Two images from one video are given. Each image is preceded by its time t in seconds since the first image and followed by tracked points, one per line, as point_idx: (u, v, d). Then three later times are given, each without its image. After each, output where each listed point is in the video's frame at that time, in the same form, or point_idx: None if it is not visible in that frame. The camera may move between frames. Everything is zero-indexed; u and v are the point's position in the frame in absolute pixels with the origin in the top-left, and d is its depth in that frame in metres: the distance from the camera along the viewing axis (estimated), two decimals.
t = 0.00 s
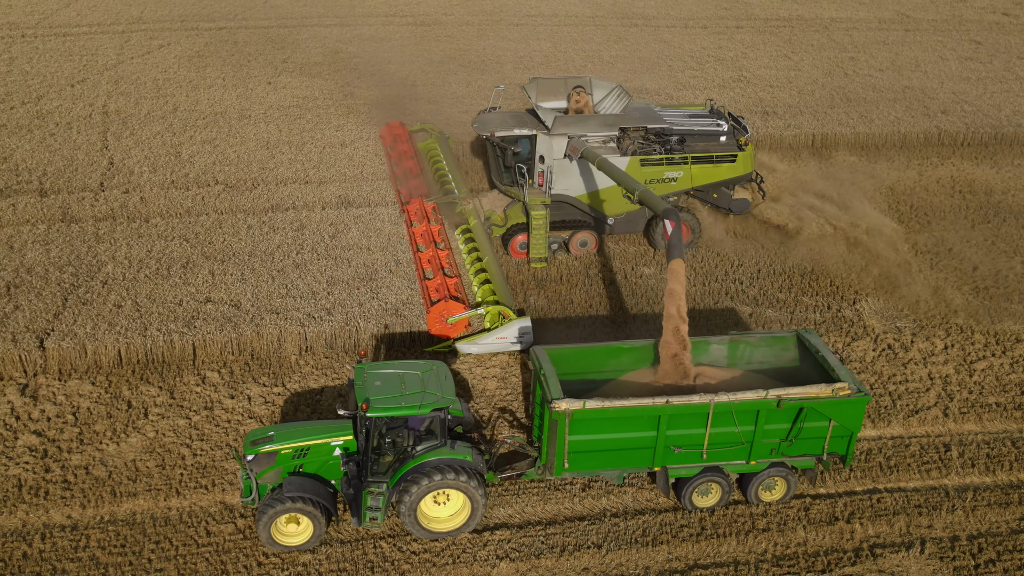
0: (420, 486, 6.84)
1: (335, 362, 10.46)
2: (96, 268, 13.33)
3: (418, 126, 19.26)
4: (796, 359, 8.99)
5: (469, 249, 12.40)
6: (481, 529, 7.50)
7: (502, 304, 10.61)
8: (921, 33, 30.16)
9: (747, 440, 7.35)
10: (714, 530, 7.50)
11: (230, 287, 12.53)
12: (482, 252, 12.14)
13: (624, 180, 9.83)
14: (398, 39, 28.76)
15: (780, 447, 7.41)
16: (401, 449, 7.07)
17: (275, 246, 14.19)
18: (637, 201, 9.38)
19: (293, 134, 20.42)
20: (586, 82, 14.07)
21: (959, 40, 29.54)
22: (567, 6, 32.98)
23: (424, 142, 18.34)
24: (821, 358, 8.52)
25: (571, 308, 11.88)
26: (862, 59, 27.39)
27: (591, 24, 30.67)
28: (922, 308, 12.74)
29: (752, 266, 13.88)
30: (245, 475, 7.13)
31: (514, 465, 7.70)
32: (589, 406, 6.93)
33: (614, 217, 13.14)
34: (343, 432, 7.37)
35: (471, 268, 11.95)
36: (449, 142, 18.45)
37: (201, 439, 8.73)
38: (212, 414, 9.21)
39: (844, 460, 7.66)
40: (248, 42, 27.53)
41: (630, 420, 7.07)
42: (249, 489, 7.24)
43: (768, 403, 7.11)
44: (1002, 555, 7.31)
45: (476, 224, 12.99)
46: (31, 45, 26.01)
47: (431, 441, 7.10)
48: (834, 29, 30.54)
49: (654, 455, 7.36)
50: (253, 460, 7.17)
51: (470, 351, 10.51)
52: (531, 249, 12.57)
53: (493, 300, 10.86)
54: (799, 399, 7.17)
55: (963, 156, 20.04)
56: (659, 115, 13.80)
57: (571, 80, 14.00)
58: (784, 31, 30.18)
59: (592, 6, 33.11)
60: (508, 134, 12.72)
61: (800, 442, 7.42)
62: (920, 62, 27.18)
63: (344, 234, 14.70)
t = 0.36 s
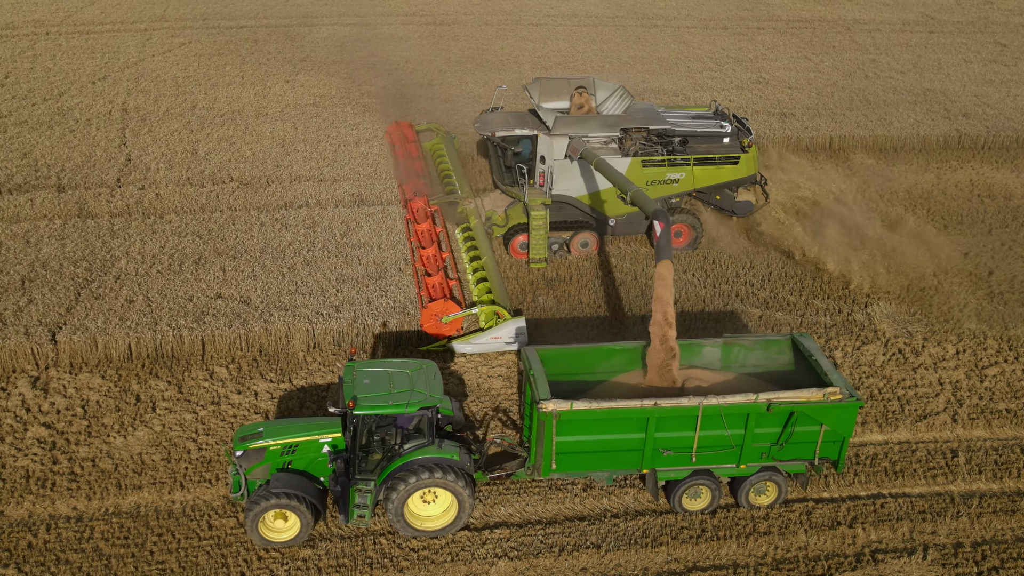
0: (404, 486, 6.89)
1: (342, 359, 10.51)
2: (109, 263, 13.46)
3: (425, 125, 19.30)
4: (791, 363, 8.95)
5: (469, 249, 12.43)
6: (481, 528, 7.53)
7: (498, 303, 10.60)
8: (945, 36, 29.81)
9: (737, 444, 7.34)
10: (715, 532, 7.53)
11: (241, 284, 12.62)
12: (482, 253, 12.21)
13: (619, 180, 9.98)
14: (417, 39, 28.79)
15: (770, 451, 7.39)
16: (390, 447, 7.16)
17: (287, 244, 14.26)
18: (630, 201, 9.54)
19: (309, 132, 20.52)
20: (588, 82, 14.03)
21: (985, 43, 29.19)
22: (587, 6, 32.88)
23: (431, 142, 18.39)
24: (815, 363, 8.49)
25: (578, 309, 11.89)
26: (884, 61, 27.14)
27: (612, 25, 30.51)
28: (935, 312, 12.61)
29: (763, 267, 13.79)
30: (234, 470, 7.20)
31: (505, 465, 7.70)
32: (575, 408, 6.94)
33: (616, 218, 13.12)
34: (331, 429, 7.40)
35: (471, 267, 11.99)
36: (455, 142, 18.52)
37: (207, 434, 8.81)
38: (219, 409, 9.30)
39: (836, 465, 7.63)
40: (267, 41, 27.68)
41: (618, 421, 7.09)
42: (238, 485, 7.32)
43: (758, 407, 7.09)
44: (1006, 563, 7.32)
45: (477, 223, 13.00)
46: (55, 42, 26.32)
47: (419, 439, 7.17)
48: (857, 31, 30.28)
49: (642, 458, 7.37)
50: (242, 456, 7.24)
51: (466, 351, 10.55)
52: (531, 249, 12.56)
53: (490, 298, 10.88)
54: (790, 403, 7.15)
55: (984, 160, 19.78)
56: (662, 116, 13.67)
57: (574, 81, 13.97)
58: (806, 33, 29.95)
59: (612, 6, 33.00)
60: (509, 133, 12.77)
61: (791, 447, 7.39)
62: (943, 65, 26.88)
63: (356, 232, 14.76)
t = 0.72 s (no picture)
0: (391, 484, 6.94)
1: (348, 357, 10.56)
2: (122, 258, 13.59)
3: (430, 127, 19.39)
4: (785, 366, 8.91)
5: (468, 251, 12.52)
6: (480, 527, 7.58)
7: (493, 305, 10.66)
8: (970, 38, 29.45)
9: (726, 447, 7.32)
10: (714, 535, 7.56)
11: (252, 280, 12.70)
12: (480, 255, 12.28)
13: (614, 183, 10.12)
14: (435, 38, 28.82)
15: (759, 455, 7.37)
16: (378, 445, 7.19)
17: (298, 241, 14.33)
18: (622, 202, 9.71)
19: (324, 131, 20.62)
20: (590, 83, 13.93)
21: (1010, 46, 28.80)
22: (606, 6, 32.77)
23: (437, 141, 18.45)
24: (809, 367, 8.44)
25: (585, 309, 11.89)
26: (906, 63, 26.86)
27: (631, 26, 30.40)
28: (947, 316, 12.49)
29: (774, 269, 13.71)
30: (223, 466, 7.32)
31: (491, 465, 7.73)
32: (561, 408, 6.95)
33: (617, 219, 13.10)
34: (319, 426, 7.47)
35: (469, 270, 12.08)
36: (460, 140, 18.55)
37: (213, 428, 8.89)
38: (225, 405, 9.38)
39: (828, 470, 7.59)
40: (287, 40, 27.81)
41: (605, 423, 7.09)
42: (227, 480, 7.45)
43: (746, 411, 7.06)
44: (1009, 570, 7.31)
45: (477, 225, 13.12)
46: (78, 40, 26.59)
47: (406, 437, 7.20)
48: (880, 33, 29.99)
49: (631, 460, 7.38)
50: (231, 451, 7.36)
51: (460, 351, 10.60)
52: (531, 250, 12.46)
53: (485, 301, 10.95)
54: (779, 407, 7.12)
55: (1004, 163, 19.53)
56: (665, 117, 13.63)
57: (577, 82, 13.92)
58: (827, 34, 29.71)
59: (631, 6, 32.87)
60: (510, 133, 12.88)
61: (781, 451, 7.36)
62: (966, 67, 26.56)
63: (366, 230, 14.82)
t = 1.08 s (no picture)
0: (377, 482, 6.97)
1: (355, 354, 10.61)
2: (135, 254, 13.71)
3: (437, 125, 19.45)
4: (779, 369, 8.86)
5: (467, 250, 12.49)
6: (480, 525, 7.60)
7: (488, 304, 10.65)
8: (995, 40, 29.07)
9: (715, 450, 7.31)
10: (714, 537, 7.54)
11: (262, 277, 12.77)
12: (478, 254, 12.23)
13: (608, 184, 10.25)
14: (454, 38, 28.83)
15: (748, 458, 7.35)
16: (366, 442, 7.25)
17: (309, 238, 14.40)
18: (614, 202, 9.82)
19: (340, 129, 20.70)
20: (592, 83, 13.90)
21: None
22: (625, 6, 32.66)
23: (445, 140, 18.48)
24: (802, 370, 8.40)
25: (592, 310, 11.89)
26: (928, 66, 26.57)
27: (651, 27, 30.28)
28: (959, 321, 12.36)
29: (784, 271, 13.63)
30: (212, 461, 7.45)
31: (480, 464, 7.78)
32: (548, 409, 6.97)
33: (618, 220, 13.05)
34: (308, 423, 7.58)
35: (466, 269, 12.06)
36: (468, 139, 18.58)
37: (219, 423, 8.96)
38: (232, 400, 9.46)
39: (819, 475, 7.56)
40: (306, 38, 27.94)
41: (592, 424, 7.10)
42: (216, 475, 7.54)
43: (735, 414, 7.05)
44: None
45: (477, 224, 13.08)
46: (101, 37, 26.86)
47: (394, 435, 7.25)
48: (903, 35, 29.69)
49: (619, 462, 7.39)
50: (220, 447, 7.50)
51: (455, 351, 10.63)
52: (531, 249, 12.49)
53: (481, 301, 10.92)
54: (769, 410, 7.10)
55: None
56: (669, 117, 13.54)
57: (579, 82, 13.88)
58: (849, 36, 29.45)
59: (651, 6, 32.73)
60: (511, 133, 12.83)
61: (771, 454, 7.35)
62: (991, 70, 26.23)
63: (378, 228, 14.88)
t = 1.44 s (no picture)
0: (365, 479, 7.01)
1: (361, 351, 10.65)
2: (149, 249, 13.84)
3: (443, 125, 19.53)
4: (772, 372, 8.84)
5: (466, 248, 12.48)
6: (479, 524, 7.62)
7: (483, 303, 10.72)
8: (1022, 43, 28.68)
9: (703, 453, 7.30)
10: (715, 539, 7.51)
11: (273, 274, 12.85)
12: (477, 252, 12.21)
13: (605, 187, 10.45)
14: (473, 37, 28.85)
15: (736, 461, 7.33)
16: (354, 439, 7.33)
17: (321, 236, 14.47)
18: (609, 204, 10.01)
19: (356, 127, 20.78)
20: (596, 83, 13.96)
21: None
22: (645, 7, 32.53)
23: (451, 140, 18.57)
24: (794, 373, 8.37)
25: (599, 311, 11.88)
26: (952, 68, 26.27)
27: (672, 28, 30.14)
28: (972, 326, 12.23)
29: (796, 274, 13.53)
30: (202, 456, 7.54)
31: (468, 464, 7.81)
32: (534, 409, 7.00)
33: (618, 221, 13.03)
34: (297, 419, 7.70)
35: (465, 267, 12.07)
36: (473, 139, 18.67)
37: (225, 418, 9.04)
38: (239, 396, 9.54)
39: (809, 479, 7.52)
40: (325, 37, 28.07)
41: (578, 424, 7.12)
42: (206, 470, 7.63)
43: (723, 417, 7.05)
44: None
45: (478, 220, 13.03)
46: (124, 35, 27.14)
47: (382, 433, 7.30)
48: (927, 37, 29.36)
49: (606, 463, 7.39)
50: (210, 442, 7.60)
51: (451, 350, 10.64)
52: (531, 250, 12.49)
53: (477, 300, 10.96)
54: (757, 414, 7.09)
55: None
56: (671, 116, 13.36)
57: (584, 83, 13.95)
58: (872, 38, 29.18)
59: (672, 7, 32.58)
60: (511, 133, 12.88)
61: (760, 458, 7.32)
62: (1016, 74, 25.89)
63: (389, 226, 14.94)
